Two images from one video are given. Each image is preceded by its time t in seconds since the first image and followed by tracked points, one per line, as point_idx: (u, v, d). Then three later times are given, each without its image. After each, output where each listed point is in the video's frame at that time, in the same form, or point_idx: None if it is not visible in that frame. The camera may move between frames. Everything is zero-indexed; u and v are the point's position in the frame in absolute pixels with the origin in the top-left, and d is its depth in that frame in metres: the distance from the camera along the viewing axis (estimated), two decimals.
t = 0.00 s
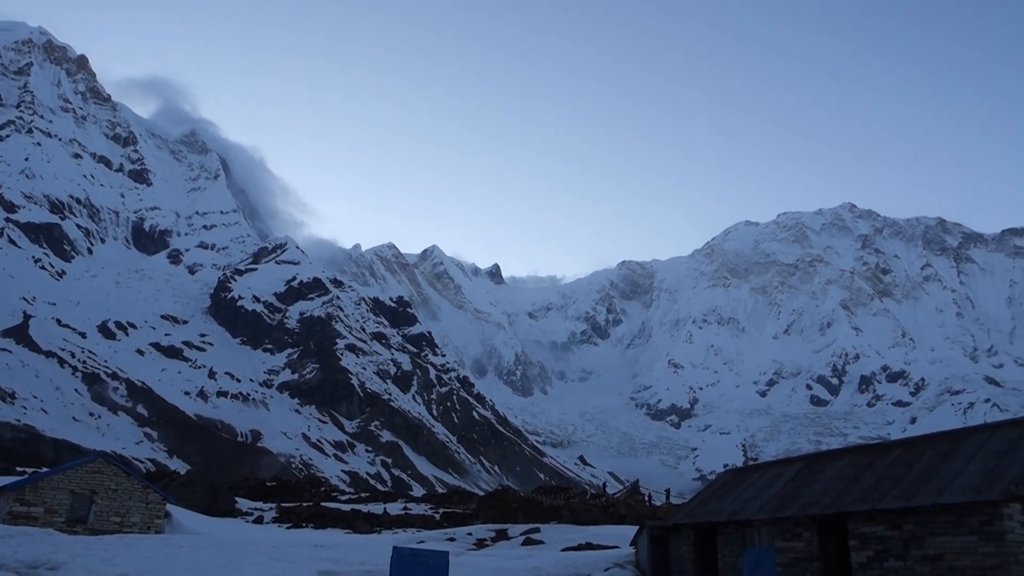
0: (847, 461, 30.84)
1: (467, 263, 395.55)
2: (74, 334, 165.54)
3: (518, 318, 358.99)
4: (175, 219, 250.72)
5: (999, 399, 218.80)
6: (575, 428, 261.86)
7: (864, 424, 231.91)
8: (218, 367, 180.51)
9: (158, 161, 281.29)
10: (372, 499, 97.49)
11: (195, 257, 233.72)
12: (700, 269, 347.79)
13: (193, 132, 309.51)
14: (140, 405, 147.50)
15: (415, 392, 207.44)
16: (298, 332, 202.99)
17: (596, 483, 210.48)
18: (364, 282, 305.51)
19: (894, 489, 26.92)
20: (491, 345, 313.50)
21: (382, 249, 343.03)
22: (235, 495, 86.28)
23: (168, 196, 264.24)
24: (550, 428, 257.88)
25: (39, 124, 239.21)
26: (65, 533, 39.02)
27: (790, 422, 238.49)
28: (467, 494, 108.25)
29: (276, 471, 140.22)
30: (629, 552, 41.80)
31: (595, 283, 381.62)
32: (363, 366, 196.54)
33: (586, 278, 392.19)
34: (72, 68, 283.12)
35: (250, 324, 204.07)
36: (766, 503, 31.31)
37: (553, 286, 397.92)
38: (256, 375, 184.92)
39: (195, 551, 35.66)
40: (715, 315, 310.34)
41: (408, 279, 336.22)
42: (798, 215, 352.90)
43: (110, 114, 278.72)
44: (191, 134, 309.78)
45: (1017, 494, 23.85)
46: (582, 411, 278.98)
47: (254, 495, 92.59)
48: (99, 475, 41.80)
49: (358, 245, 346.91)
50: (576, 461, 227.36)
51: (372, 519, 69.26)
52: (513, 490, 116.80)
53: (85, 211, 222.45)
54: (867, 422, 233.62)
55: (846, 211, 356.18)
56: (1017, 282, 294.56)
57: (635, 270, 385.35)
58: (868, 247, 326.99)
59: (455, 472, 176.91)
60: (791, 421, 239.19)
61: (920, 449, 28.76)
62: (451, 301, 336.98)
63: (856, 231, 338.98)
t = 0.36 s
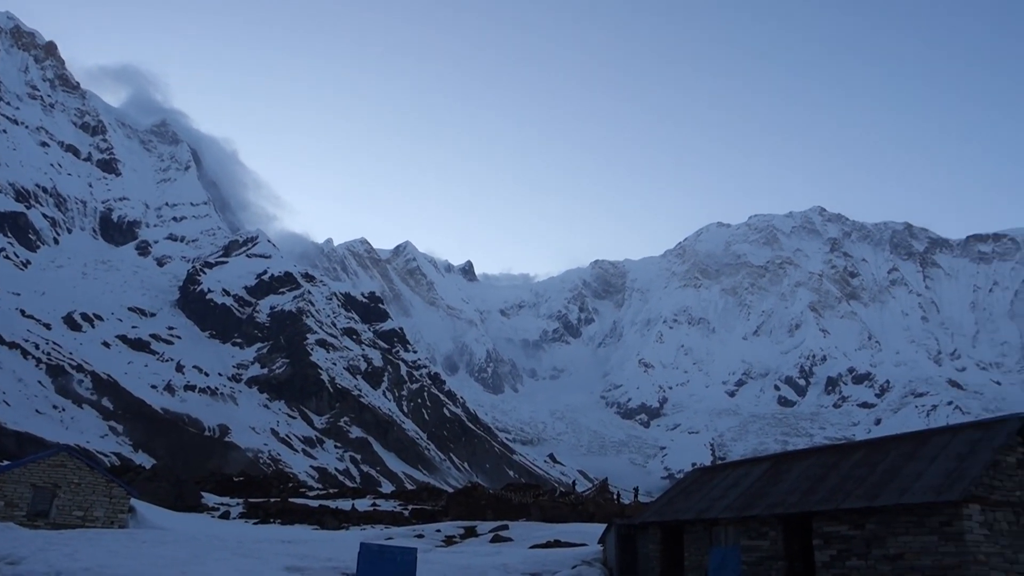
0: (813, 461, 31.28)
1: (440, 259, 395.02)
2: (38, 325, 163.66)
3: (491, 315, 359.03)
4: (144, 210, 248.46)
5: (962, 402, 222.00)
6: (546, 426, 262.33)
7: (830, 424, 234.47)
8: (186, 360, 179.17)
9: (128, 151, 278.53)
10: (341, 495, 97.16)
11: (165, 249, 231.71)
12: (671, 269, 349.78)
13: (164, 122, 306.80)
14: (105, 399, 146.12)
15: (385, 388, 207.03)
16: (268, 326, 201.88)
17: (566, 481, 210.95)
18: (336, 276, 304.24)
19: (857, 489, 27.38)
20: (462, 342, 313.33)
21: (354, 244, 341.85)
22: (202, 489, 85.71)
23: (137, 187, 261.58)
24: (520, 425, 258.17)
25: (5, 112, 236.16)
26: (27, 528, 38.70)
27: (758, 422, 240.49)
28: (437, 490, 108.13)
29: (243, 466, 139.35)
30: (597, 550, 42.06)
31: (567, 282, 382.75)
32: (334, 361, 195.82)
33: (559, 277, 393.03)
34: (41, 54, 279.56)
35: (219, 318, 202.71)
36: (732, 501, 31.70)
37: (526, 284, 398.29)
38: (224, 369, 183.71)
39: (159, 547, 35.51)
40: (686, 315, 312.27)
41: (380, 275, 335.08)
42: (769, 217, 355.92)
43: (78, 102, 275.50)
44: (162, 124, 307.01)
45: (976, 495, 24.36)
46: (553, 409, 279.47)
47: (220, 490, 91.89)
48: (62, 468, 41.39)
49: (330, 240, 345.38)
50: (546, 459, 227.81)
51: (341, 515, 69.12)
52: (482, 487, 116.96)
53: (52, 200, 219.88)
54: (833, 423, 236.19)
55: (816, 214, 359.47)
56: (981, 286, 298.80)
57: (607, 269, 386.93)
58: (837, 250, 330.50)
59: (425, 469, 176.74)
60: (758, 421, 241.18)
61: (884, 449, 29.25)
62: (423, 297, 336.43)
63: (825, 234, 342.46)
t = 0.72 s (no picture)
0: (778, 460, 31.71)
1: (412, 255, 394.06)
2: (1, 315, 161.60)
3: (462, 311, 358.77)
4: (111, 199, 245.91)
5: (925, 403, 225.08)
6: (516, 422, 262.62)
7: (797, 423, 236.83)
8: (152, 353, 177.68)
9: (95, 139, 275.40)
10: (308, 490, 96.83)
11: (132, 239, 229.46)
12: (643, 268, 351.50)
13: (132, 111, 303.62)
14: (69, 390, 144.59)
15: (355, 383, 206.40)
16: (237, 319, 200.54)
17: (535, 477, 211.46)
18: (307, 270, 302.78)
19: (820, 488, 27.79)
20: (433, 338, 312.87)
21: (325, 237, 340.38)
22: (166, 483, 85.10)
23: (104, 176, 258.77)
24: (490, 421, 258.37)
25: None
26: None
27: (726, 420, 242.32)
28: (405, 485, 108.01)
29: (209, 460, 138.39)
30: (565, 546, 42.30)
31: (539, 279, 383.39)
32: (303, 356, 194.84)
33: (531, 274, 393.72)
34: (7, 39, 275.61)
35: (187, 310, 201.12)
36: (699, 499, 32.06)
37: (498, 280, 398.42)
38: (191, 361, 182.35)
39: (122, 541, 35.31)
40: (657, 313, 313.92)
41: (351, 269, 333.81)
42: (740, 218, 358.63)
43: (45, 88, 271.94)
44: (130, 112, 303.81)
45: (936, 494, 24.79)
46: (523, 405, 279.88)
47: (185, 485, 91.31)
48: (23, 460, 40.99)
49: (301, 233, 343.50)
50: (515, 455, 228.12)
51: (309, 510, 68.99)
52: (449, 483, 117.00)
53: (17, 188, 217.01)
54: (800, 422, 238.58)
55: (786, 215, 362.68)
56: (946, 290, 302.99)
57: (580, 267, 388.09)
58: (806, 252, 333.67)
59: (394, 464, 176.45)
60: (726, 419, 243.04)
61: (848, 449, 29.71)
62: (394, 291, 335.60)
63: (795, 236, 345.75)
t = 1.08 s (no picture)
0: (734, 456, 32.19)
1: (376, 246, 392.31)
2: None
3: (426, 304, 357.97)
4: (67, 183, 242.26)
5: (878, 402, 228.67)
6: (477, 416, 262.65)
7: (754, 420, 239.52)
8: (107, 341, 175.48)
9: (52, 122, 270.84)
10: (266, 481, 96.21)
11: (88, 224, 226.35)
12: (606, 265, 353.16)
13: (90, 92, 298.88)
14: (20, 379, 142.32)
15: (315, 374, 205.21)
16: (195, 308, 198.54)
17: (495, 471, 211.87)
18: (268, 260, 300.39)
19: (774, 484, 28.30)
20: (396, 331, 311.88)
21: (288, 228, 338.03)
22: (120, 474, 84.14)
23: (61, 159, 254.82)
24: (451, 415, 258.28)
25: None
26: None
27: (684, 416, 244.25)
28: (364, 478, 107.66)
29: (164, 450, 136.91)
30: (523, 540, 42.53)
31: (503, 273, 383.72)
32: (263, 346, 193.22)
33: (495, 268, 394.00)
34: None
35: (144, 298, 198.76)
36: (655, 494, 32.45)
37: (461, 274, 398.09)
38: (148, 351, 180.36)
39: (73, 532, 35.02)
40: (619, 310, 315.57)
41: (313, 259, 331.60)
42: (702, 217, 361.59)
43: None
44: (89, 94, 299.05)
45: (886, 492, 25.36)
46: (484, 399, 280.03)
47: (139, 475, 90.43)
48: None
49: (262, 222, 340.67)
50: (475, 449, 228.26)
51: (266, 503, 68.64)
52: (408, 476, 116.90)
53: None
54: (757, 419, 241.24)
55: (748, 215, 366.28)
56: (901, 291, 307.84)
57: (543, 262, 389.05)
58: (766, 251, 337.18)
59: (353, 457, 175.86)
60: (685, 416, 245.04)
61: (801, 446, 30.26)
62: (357, 283, 334.00)
63: (756, 235, 349.44)
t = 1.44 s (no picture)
0: (687, 453, 32.60)
1: (334, 238, 389.56)
2: None
3: (383, 296, 356.42)
4: (16, 166, 237.94)
5: (828, 402, 232.45)
6: (433, 410, 262.26)
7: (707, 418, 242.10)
8: (55, 328, 172.59)
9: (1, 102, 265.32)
10: (215, 473, 95.29)
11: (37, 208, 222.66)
12: (565, 261, 354.45)
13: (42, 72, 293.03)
14: None
15: (269, 365, 203.49)
16: (147, 296, 195.85)
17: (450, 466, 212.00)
18: (224, 249, 297.04)
19: (725, 480, 28.75)
20: (352, 323, 310.08)
21: (245, 217, 335.00)
22: (64, 465, 82.81)
23: (9, 141, 249.95)
24: (407, 409, 257.54)
25: None
26: None
27: (638, 413, 246.00)
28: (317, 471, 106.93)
29: (112, 441, 134.83)
30: (476, 534, 42.68)
31: (461, 267, 383.24)
32: (216, 336, 190.97)
33: (454, 262, 393.56)
34: None
35: (94, 286, 195.67)
36: (608, 490, 32.77)
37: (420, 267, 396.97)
38: (96, 339, 177.76)
39: (13, 524, 34.50)
40: (576, 306, 316.96)
41: (270, 250, 328.42)
42: (661, 216, 364.27)
43: None
44: (40, 74, 293.09)
45: (833, 489, 25.92)
46: (440, 393, 279.47)
47: (85, 466, 89.09)
48: None
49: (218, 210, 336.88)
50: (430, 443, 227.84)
51: (215, 495, 68.09)
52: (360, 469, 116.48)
53: None
54: (709, 417, 243.90)
55: (706, 215, 369.71)
56: (852, 294, 313.45)
57: (502, 257, 389.32)
58: (723, 251, 340.45)
59: (306, 450, 174.86)
60: (639, 412, 246.96)
61: (752, 444, 30.75)
62: (314, 275, 331.62)
63: (713, 235, 352.99)
